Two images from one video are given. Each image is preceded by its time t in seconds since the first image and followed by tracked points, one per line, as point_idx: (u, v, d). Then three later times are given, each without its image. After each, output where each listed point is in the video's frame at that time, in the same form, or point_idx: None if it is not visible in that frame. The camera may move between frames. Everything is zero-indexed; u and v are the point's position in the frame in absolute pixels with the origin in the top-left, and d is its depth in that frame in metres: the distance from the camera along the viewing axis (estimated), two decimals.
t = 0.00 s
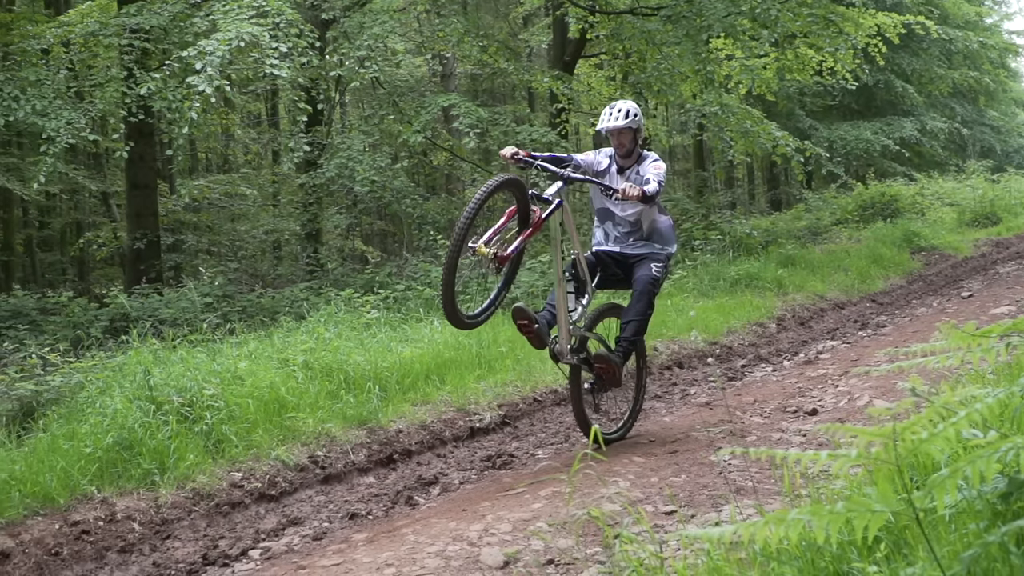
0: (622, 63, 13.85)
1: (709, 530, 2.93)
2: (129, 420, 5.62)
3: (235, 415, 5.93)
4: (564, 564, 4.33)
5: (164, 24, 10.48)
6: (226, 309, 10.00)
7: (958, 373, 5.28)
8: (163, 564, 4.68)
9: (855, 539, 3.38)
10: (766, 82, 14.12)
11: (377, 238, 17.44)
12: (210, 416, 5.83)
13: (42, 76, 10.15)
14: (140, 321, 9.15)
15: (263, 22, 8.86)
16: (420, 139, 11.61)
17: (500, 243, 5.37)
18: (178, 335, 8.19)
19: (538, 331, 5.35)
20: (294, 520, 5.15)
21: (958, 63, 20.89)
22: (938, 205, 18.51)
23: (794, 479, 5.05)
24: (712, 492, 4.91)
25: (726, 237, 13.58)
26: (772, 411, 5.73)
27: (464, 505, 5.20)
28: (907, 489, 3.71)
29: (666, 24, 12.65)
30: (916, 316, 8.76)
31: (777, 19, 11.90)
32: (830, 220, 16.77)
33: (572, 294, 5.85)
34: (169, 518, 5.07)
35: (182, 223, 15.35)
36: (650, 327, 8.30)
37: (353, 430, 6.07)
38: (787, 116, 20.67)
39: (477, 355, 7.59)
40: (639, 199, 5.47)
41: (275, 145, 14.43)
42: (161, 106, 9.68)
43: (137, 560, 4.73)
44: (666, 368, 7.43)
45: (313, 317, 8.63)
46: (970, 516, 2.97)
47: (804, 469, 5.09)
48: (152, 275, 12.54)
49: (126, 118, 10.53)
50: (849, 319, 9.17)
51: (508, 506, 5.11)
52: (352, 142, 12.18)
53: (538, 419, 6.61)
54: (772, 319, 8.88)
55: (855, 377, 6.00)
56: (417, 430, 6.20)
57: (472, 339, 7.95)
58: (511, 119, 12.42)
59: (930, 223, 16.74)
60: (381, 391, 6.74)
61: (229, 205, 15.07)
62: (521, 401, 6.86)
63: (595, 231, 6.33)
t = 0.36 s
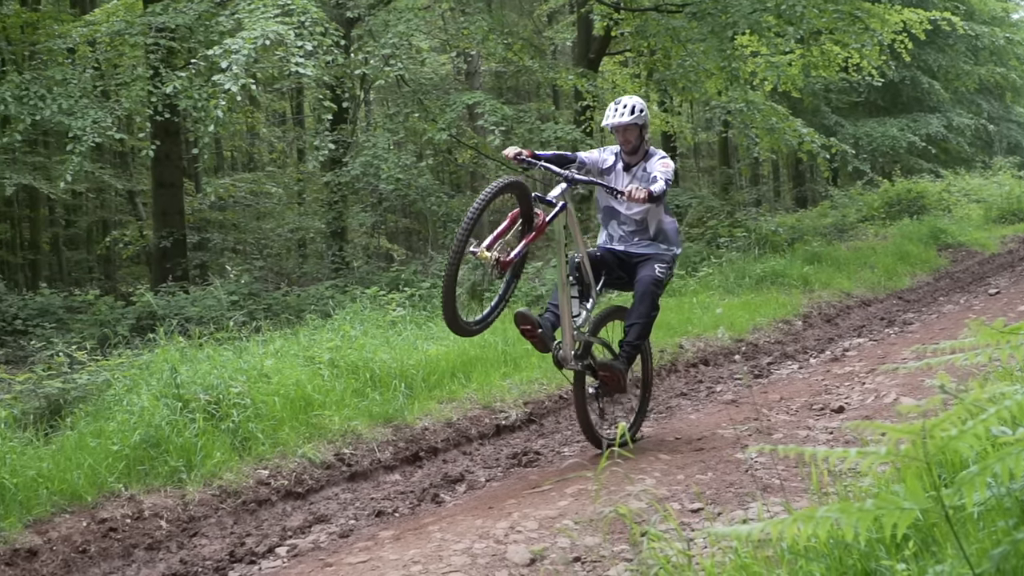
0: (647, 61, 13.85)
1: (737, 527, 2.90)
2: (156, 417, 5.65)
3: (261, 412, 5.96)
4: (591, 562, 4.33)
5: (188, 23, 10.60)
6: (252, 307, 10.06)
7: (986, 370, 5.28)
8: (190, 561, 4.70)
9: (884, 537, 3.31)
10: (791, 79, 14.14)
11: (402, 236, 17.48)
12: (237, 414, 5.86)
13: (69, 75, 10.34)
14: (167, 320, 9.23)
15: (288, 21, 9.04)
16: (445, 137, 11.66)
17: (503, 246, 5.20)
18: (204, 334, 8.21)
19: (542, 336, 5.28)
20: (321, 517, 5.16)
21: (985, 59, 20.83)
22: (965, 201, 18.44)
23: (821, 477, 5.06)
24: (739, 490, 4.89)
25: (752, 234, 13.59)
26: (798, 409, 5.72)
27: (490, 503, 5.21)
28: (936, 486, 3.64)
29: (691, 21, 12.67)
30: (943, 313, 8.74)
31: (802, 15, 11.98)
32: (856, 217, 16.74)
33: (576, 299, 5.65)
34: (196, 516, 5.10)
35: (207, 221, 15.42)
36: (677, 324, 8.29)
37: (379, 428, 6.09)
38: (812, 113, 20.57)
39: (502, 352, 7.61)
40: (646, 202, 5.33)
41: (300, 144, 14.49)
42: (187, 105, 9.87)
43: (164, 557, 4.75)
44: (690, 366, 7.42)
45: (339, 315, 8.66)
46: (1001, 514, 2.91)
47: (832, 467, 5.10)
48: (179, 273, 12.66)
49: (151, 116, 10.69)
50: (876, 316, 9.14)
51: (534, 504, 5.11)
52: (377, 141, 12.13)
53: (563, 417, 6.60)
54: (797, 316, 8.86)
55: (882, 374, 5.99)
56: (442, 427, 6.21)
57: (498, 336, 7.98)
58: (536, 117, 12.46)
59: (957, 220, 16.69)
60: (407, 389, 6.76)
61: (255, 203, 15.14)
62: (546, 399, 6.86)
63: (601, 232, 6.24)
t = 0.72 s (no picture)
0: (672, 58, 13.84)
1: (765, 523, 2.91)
2: (183, 415, 5.70)
3: (288, 410, 5.99)
4: (618, 560, 4.32)
5: (215, 21, 10.71)
6: (279, 305, 10.12)
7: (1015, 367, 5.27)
8: (217, 558, 4.73)
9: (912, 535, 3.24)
10: (817, 76, 14.17)
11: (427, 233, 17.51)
12: (264, 412, 5.90)
13: (96, 74, 10.49)
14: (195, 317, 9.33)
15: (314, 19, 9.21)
16: (470, 135, 11.70)
17: (508, 253, 5.00)
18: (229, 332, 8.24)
19: (547, 340, 5.14)
20: (348, 515, 5.17)
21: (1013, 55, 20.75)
22: (992, 198, 18.38)
23: (850, 475, 5.06)
24: (766, 488, 4.88)
25: (778, 231, 13.59)
26: (826, 407, 5.72)
27: (517, 501, 5.21)
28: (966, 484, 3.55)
29: (717, 18, 12.73)
30: (971, 312, 8.71)
31: (828, 11, 11.88)
32: (883, 214, 16.69)
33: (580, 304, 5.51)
34: (223, 513, 5.13)
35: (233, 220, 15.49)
36: (704, 322, 8.30)
37: (406, 425, 6.11)
38: (839, 109, 20.49)
39: (529, 350, 7.63)
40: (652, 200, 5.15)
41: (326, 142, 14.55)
42: (214, 103, 9.98)
43: (192, 554, 4.78)
44: (717, 364, 7.41)
45: (365, 313, 8.69)
46: None
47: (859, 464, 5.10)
48: (205, 271, 12.84)
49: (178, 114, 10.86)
50: (903, 313, 9.11)
51: (561, 501, 5.11)
52: (403, 138, 12.18)
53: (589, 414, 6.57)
54: (825, 314, 8.84)
55: (910, 372, 5.99)
56: (469, 425, 6.23)
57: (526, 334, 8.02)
58: (562, 114, 12.51)
59: (985, 217, 16.64)
60: (433, 386, 6.78)
61: (281, 201, 15.14)
62: (572, 397, 6.85)
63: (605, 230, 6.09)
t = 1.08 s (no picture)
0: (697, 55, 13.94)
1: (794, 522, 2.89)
2: (210, 412, 5.74)
3: (314, 407, 6.02)
4: (644, 557, 4.33)
5: (241, 19, 10.74)
6: (304, 302, 10.19)
7: None
8: (245, 555, 4.78)
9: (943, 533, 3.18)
10: (844, 73, 14.19)
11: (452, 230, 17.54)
12: (290, 409, 5.94)
13: (123, 72, 10.67)
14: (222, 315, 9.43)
15: (339, 17, 9.43)
16: (496, 132, 11.69)
17: (509, 256, 4.85)
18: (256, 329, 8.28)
19: (548, 343, 5.12)
20: (374, 512, 5.20)
21: None
22: (1020, 195, 18.32)
23: (877, 472, 5.04)
24: (793, 486, 4.86)
25: (804, 228, 13.62)
26: (852, 404, 5.71)
27: (543, 498, 5.22)
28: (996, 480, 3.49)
29: (743, 15, 12.84)
30: (1000, 309, 8.68)
31: (855, 8, 12.13)
32: (910, 211, 16.64)
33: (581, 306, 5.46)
34: (251, 510, 5.17)
35: (260, 217, 15.26)
36: (729, 319, 8.31)
37: (432, 423, 6.13)
38: (866, 106, 20.36)
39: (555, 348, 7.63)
40: (655, 193, 5.00)
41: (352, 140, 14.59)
42: (239, 101, 10.08)
43: (219, 550, 4.84)
44: (743, 361, 7.40)
45: (391, 310, 8.73)
46: None
47: (886, 461, 5.09)
48: (231, 268, 12.95)
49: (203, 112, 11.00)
50: (930, 310, 9.08)
51: (587, 498, 5.11)
52: (428, 136, 12.21)
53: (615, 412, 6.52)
54: (852, 311, 8.83)
55: (938, 370, 5.99)
56: (495, 422, 6.26)
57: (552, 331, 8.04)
58: (587, 112, 12.53)
59: (1013, 214, 16.58)
60: (459, 383, 6.82)
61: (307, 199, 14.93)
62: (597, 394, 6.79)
63: (610, 229, 5.99)
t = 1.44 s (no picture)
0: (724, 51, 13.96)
1: (822, 519, 2.87)
2: (237, 409, 5.78)
3: (341, 404, 6.06)
4: (671, 554, 4.32)
5: (267, 17, 10.78)
6: (330, 299, 10.28)
7: None
8: (272, 550, 4.81)
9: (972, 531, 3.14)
10: (871, 69, 14.28)
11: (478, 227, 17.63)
12: (317, 405, 5.98)
13: (149, 71, 10.81)
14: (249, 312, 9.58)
15: (365, 14, 9.53)
16: (522, 129, 11.68)
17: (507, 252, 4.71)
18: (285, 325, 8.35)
19: (547, 343, 5.03)
20: (401, 508, 5.22)
21: None
22: None
23: (906, 470, 5.02)
24: (821, 483, 4.85)
25: (831, 225, 13.66)
26: (880, 401, 5.70)
27: (570, 495, 5.22)
28: None
29: (769, 11, 13.08)
30: None
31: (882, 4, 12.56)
32: (937, 207, 16.58)
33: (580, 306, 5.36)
34: (278, 506, 5.20)
35: (285, 214, 15.44)
36: (756, 316, 8.35)
37: (458, 419, 6.18)
38: (892, 102, 19.86)
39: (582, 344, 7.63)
40: (656, 181, 4.94)
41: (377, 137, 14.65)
42: (266, 99, 10.21)
43: (246, 547, 4.87)
44: (769, 358, 7.40)
45: (418, 307, 8.76)
46: None
47: (914, 458, 5.08)
48: (258, 265, 13.05)
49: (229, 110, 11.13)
50: (958, 307, 9.04)
51: (614, 496, 5.11)
52: (454, 133, 12.02)
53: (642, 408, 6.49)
54: (879, 308, 8.82)
55: (967, 366, 5.97)
56: (521, 419, 6.30)
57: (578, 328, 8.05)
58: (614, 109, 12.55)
59: None
60: (485, 379, 6.88)
61: (333, 196, 15.21)
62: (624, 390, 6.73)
63: (615, 227, 5.92)
